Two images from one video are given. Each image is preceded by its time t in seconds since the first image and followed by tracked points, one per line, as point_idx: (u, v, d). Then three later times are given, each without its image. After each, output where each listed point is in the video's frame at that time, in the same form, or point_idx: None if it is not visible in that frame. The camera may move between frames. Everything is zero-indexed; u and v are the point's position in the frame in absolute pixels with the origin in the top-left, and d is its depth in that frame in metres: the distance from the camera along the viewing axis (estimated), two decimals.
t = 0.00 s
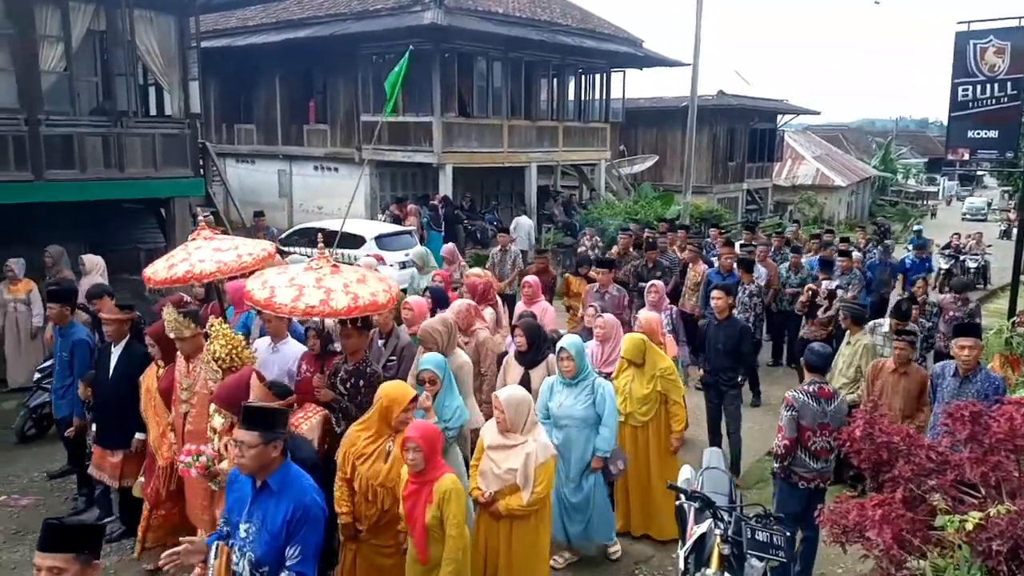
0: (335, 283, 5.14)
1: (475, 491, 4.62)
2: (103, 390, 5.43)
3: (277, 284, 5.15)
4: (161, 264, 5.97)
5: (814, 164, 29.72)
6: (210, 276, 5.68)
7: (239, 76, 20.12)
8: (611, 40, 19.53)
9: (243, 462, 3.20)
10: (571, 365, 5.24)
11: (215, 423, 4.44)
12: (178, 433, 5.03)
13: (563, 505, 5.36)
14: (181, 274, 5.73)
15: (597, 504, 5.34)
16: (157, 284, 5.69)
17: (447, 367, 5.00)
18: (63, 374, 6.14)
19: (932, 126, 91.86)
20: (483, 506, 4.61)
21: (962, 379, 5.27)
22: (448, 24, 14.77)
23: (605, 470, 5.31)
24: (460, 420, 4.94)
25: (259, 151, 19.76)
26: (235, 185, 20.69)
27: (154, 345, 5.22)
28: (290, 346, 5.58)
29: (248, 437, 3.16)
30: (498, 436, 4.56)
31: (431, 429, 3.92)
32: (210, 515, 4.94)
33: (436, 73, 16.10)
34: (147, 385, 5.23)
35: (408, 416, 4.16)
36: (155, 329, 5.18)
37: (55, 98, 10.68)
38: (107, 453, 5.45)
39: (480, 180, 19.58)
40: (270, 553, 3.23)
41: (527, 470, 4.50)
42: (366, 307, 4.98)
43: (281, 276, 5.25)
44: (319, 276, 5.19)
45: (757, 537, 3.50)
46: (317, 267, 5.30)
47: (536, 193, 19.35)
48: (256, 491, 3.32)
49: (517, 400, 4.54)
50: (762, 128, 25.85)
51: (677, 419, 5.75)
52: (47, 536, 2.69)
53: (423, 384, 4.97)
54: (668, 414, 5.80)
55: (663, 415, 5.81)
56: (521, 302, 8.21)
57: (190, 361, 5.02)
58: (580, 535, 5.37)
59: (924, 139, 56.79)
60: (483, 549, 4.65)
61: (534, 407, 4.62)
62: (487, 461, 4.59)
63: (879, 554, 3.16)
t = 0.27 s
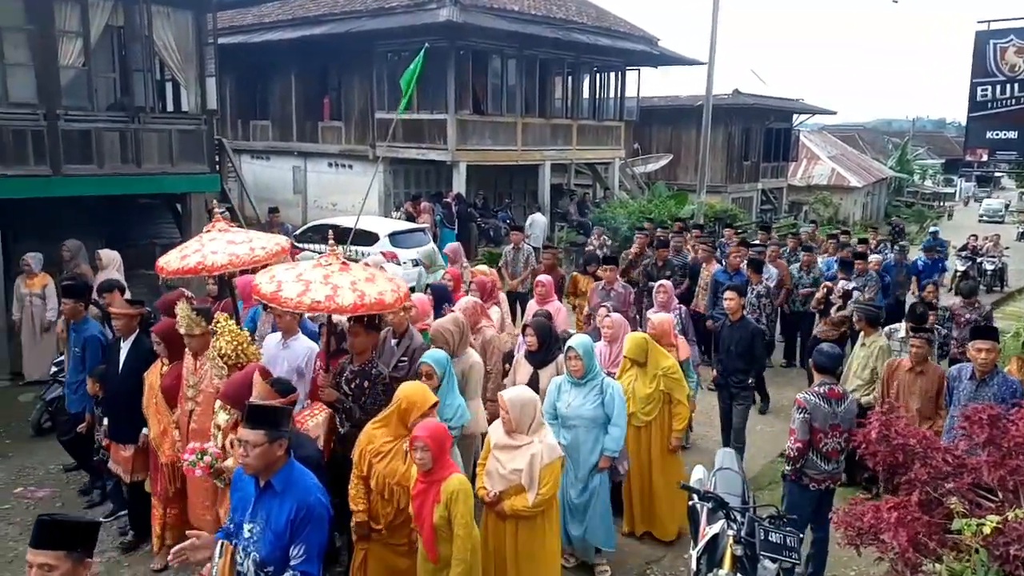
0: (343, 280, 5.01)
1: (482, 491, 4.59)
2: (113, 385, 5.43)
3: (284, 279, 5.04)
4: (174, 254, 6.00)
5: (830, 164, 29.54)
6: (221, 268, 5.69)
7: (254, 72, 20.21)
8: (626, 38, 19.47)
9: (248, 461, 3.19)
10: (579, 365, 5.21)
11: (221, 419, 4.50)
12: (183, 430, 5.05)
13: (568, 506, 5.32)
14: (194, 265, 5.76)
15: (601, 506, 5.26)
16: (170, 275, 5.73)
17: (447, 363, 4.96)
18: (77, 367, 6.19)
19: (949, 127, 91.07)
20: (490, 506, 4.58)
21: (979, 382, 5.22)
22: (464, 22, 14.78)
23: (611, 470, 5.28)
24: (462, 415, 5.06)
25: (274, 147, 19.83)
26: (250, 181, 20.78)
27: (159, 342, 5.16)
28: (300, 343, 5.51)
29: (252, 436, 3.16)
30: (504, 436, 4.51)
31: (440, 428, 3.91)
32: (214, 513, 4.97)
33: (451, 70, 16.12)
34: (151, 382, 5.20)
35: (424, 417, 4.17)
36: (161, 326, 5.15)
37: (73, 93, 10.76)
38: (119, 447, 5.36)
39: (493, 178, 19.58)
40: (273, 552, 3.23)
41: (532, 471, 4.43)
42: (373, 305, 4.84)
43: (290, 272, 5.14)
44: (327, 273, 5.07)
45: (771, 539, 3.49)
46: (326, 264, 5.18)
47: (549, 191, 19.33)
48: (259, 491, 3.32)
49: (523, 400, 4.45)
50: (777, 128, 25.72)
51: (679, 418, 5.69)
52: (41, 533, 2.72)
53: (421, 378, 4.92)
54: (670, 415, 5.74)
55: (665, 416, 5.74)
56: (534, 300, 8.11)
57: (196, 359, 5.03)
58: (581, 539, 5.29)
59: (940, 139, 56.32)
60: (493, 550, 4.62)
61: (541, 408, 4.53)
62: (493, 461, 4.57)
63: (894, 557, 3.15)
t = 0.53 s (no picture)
0: (347, 280, 5.00)
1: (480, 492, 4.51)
2: (119, 386, 5.44)
3: (288, 278, 5.08)
4: (184, 254, 6.04)
5: (841, 167, 29.42)
6: (228, 270, 5.72)
7: (266, 73, 20.28)
8: (637, 39, 19.45)
9: (236, 466, 3.15)
10: (586, 369, 5.10)
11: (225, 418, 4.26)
12: (186, 431, 5.03)
13: (571, 511, 5.20)
14: (202, 266, 5.80)
15: (606, 512, 5.15)
16: (179, 275, 5.78)
17: (447, 364, 4.88)
18: (84, 366, 6.22)
19: (962, 129, 90.49)
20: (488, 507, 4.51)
21: (991, 387, 5.19)
22: (475, 23, 14.80)
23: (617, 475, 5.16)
24: (464, 418, 4.94)
25: (285, 147, 19.91)
26: (261, 180, 20.86)
27: (164, 342, 5.15)
28: (308, 345, 5.55)
29: (241, 439, 3.12)
30: (502, 437, 4.45)
31: (448, 429, 3.91)
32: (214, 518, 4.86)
33: (462, 71, 16.13)
34: (152, 381, 5.19)
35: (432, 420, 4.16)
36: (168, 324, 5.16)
37: (87, 93, 10.84)
38: (123, 447, 5.39)
39: (503, 178, 19.60)
40: (265, 557, 3.18)
41: (531, 471, 4.38)
42: (376, 306, 4.83)
43: (294, 271, 5.17)
44: (332, 273, 5.07)
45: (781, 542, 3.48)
46: (332, 264, 5.18)
47: (559, 192, 19.33)
48: (249, 495, 3.26)
49: (521, 399, 4.39)
50: (789, 129, 25.64)
51: (686, 420, 5.68)
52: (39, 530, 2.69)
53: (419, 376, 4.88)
54: (676, 417, 5.71)
55: (671, 419, 5.70)
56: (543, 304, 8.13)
57: (202, 360, 5.01)
58: (582, 544, 5.17)
59: (953, 142, 55.98)
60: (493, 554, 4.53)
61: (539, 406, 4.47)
62: (492, 462, 4.49)
63: (907, 560, 3.14)
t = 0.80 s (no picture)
0: (356, 280, 5.03)
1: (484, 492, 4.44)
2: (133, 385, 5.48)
3: (298, 277, 5.14)
4: (200, 255, 6.09)
5: (860, 166, 29.21)
6: (243, 273, 5.74)
7: (284, 73, 20.39)
8: (654, 38, 19.39)
9: (222, 467, 3.11)
10: (603, 373, 5.03)
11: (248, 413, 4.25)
12: (198, 431, 5.00)
13: (586, 516, 5.15)
14: (218, 268, 5.84)
15: (620, 518, 5.08)
16: (194, 277, 5.82)
17: (459, 363, 4.88)
18: (96, 363, 6.30)
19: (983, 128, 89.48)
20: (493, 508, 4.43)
21: (1014, 388, 5.14)
22: (491, 22, 14.81)
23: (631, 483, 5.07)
24: (477, 417, 4.90)
25: (303, 147, 20.01)
26: (279, 180, 20.98)
27: (179, 341, 5.18)
28: (324, 345, 5.58)
29: (227, 439, 3.09)
30: (508, 436, 4.42)
31: (465, 428, 3.91)
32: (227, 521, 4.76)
33: (478, 70, 16.15)
34: (165, 381, 5.21)
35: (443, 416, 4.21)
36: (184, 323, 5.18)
37: (107, 93, 10.95)
38: (132, 447, 5.45)
39: (519, 178, 19.59)
40: (257, 558, 3.16)
41: (537, 469, 4.33)
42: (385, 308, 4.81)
43: (305, 271, 5.23)
44: (342, 273, 5.11)
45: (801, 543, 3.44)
46: (343, 264, 5.22)
47: (575, 191, 19.31)
48: (239, 496, 3.23)
49: (526, 397, 4.37)
50: (807, 128, 25.46)
51: (703, 423, 5.62)
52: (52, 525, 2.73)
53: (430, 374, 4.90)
54: (693, 421, 5.65)
55: (689, 422, 5.65)
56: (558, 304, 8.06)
57: (214, 360, 4.97)
58: (599, 548, 5.13)
59: (973, 141, 55.36)
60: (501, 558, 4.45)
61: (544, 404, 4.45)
62: (497, 462, 4.44)
63: (928, 561, 3.11)
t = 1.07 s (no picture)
0: (372, 280, 4.99)
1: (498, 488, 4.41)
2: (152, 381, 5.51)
3: (315, 276, 5.12)
4: (218, 253, 6.14)
5: (884, 164, 28.89)
6: (260, 271, 5.78)
7: (306, 71, 20.50)
8: (676, 35, 19.28)
9: (221, 464, 3.08)
10: (626, 374, 4.99)
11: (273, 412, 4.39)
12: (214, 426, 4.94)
13: (606, 518, 5.13)
14: (236, 266, 5.89)
15: (641, 521, 5.06)
16: (212, 274, 5.86)
17: (479, 363, 4.85)
18: (116, 358, 6.37)
19: (1011, 126, 88.21)
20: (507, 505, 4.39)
21: None
22: (513, 20, 14.80)
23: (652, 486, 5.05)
24: (497, 417, 4.91)
25: (324, 145, 20.11)
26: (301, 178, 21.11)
27: (200, 337, 5.20)
28: (338, 343, 5.70)
29: (225, 437, 3.06)
30: (519, 433, 4.42)
31: (487, 427, 3.90)
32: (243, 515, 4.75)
33: (499, 68, 16.14)
34: (186, 378, 5.20)
35: (431, 413, 4.16)
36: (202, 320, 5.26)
37: (133, 92, 11.06)
38: (148, 444, 5.55)
39: (539, 176, 19.58)
40: (256, 557, 3.12)
41: (548, 465, 4.31)
42: (401, 308, 4.78)
43: (322, 270, 5.20)
44: (358, 272, 5.07)
45: (825, 544, 3.41)
46: (358, 263, 5.18)
47: (595, 189, 19.26)
48: (239, 494, 3.21)
49: (538, 395, 4.37)
50: (830, 126, 25.22)
51: (727, 430, 5.56)
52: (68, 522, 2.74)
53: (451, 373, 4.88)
54: (717, 426, 5.60)
55: (711, 426, 5.59)
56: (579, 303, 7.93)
57: (229, 356, 4.95)
58: (620, 551, 5.10)
59: (1000, 139, 54.57)
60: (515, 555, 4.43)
61: (555, 402, 4.44)
62: (508, 459, 4.42)
63: (958, 562, 3.07)
